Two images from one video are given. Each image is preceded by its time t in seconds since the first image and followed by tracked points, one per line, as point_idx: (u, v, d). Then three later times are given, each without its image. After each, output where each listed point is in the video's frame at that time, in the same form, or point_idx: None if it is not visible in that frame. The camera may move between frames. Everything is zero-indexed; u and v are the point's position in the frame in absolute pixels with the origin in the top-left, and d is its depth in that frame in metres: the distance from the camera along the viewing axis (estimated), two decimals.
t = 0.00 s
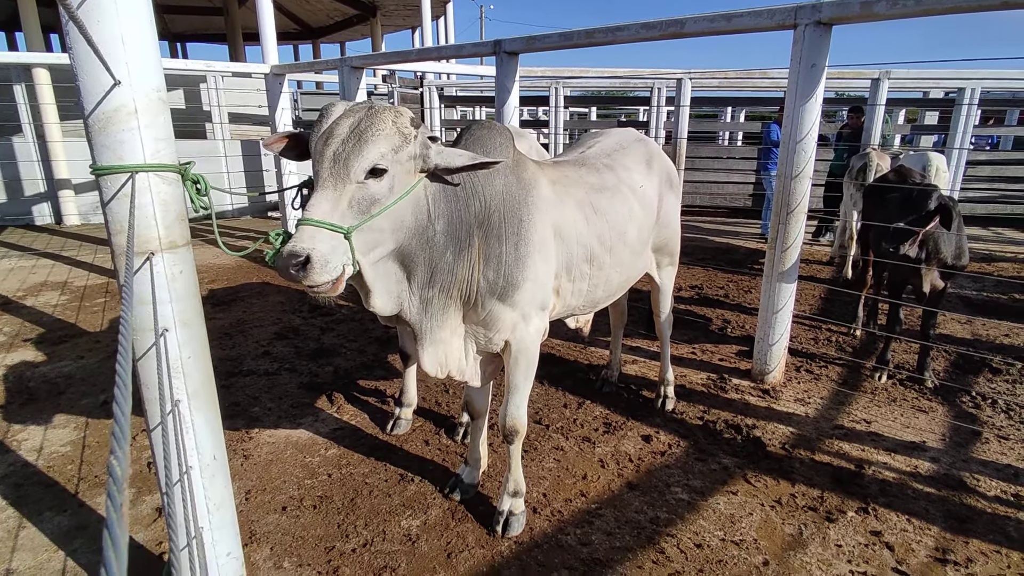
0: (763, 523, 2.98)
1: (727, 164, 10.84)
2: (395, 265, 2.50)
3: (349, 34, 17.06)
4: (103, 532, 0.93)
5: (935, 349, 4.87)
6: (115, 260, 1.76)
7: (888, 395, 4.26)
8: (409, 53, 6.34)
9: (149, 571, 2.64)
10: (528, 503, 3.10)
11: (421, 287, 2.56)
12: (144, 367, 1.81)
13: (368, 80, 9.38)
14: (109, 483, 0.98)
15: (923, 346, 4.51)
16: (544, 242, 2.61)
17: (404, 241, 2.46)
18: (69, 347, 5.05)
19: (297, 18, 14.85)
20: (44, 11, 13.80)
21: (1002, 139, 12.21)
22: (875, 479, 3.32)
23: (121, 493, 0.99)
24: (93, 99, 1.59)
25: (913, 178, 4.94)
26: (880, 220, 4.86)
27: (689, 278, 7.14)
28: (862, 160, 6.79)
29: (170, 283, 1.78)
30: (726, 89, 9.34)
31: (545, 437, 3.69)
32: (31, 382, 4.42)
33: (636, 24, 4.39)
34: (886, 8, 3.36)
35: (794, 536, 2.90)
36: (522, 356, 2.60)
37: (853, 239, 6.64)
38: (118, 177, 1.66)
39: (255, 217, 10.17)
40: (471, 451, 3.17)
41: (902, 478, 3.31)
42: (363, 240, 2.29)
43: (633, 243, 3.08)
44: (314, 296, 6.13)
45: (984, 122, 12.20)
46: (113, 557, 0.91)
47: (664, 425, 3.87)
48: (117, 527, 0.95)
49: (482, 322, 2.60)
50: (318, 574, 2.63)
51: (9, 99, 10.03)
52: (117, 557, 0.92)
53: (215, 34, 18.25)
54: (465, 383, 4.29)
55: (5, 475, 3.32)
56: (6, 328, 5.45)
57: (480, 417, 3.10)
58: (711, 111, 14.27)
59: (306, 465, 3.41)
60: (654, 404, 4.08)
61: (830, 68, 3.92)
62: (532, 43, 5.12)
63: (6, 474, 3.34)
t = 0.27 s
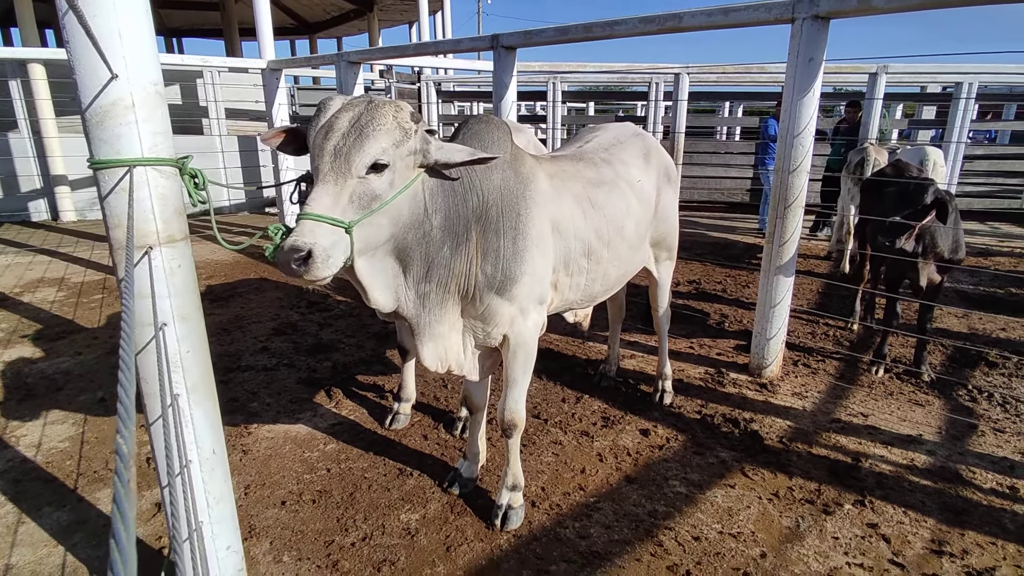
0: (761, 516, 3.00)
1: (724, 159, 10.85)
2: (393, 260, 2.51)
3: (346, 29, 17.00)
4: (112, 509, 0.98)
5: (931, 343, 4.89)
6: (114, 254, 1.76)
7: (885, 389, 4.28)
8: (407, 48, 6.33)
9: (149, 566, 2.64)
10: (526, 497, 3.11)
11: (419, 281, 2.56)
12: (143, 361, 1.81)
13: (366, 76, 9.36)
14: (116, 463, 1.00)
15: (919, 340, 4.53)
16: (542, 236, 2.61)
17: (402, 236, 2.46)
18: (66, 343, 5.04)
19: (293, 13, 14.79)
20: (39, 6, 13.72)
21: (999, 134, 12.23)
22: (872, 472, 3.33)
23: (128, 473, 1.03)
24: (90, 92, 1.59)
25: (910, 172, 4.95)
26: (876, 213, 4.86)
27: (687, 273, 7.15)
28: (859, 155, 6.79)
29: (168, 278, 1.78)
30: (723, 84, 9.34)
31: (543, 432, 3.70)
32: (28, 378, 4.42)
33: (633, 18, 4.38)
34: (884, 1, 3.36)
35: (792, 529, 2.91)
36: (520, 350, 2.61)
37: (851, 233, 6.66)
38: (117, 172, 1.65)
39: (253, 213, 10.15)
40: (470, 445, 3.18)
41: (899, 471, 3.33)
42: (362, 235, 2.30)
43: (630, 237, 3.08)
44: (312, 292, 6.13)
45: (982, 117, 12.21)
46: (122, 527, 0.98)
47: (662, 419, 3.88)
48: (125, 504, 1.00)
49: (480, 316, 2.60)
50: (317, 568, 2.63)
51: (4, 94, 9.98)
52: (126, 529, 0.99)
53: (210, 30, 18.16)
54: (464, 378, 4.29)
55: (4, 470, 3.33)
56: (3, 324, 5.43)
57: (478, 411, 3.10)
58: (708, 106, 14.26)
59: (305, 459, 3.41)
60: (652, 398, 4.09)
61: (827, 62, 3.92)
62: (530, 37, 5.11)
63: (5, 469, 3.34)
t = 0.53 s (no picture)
0: (758, 509, 3.01)
1: (723, 155, 10.85)
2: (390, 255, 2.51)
3: (344, 25, 16.95)
4: (121, 481, 0.95)
5: (928, 338, 4.90)
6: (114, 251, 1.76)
7: (882, 384, 4.29)
8: (404, 43, 6.32)
9: (149, 560, 2.65)
10: (525, 491, 3.12)
11: (418, 277, 2.57)
12: (141, 355, 1.81)
13: (363, 71, 9.35)
14: (125, 436, 0.98)
15: (916, 335, 4.55)
16: (540, 231, 2.62)
17: (399, 232, 2.47)
18: (65, 339, 5.04)
19: (291, 8, 14.75)
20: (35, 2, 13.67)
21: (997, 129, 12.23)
22: (868, 466, 3.35)
23: (138, 445, 1.01)
24: (89, 86, 1.59)
25: (908, 167, 4.93)
26: (875, 208, 4.84)
27: (685, 269, 7.17)
28: (857, 150, 6.80)
29: (167, 272, 1.79)
30: (722, 79, 9.34)
31: (542, 427, 3.71)
32: (27, 374, 4.42)
33: (631, 14, 4.39)
34: None
35: (789, 522, 2.93)
36: (517, 344, 2.62)
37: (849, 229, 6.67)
38: (115, 166, 1.65)
39: (251, 209, 10.15)
40: (469, 440, 3.19)
41: (895, 465, 3.35)
42: (362, 231, 2.30)
43: (628, 231, 3.08)
44: (311, 288, 6.13)
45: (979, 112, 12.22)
46: (132, 495, 0.94)
47: (659, 414, 3.89)
48: (134, 475, 0.97)
49: (478, 311, 2.61)
50: (316, 562, 2.64)
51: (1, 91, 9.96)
52: (135, 495, 0.95)
53: (207, 25, 18.11)
54: (462, 373, 4.30)
55: (4, 466, 3.33)
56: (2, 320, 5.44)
57: (477, 406, 3.11)
58: (707, 102, 14.26)
59: (305, 454, 3.42)
60: (650, 393, 4.11)
61: (825, 58, 3.93)
62: (528, 33, 5.11)
63: (4, 465, 3.35)
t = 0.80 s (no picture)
0: (755, 507, 3.02)
1: (722, 154, 10.85)
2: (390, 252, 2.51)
3: (343, 22, 16.91)
4: (121, 460, 0.94)
5: (926, 336, 4.91)
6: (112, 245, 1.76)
7: (880, 382, 4.30)
8: (403, 41, 6.32)
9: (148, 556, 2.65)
10: (523, 488, 3.12)
11: (417, 274, 2.57)
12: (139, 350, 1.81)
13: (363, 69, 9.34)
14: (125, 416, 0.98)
15: (914, 334, 4.56)
16: (539, 228, 2.62)
17: (399, 229, 2.46)
18: (63, 335, 5.03)
19: (290, 6, 14.73)
20: None
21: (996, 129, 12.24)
22: (866, 464, 3.36)
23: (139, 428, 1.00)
24: (87, 81, 1.59)
25: (907, 166, 4.92)
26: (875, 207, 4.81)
27: (683, 267, 7.17)
28: (856, 149, 6.80)
29: (166, 267, 1.79)
30: (721, 78, 9.33)
31: (540, 424, 3.72)
32: (25, 370, 4.42)
33: (631, 12, 4.39)
34: None
35: (786, 519, 2.94)
36: (517, 341, 2.62)
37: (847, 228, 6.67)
38: (114, 160, 1.65)
39: (249, 207, 10.13)
40: (467, 436, 3.19)
41: (893, 463, 3.35)
42: (362, 226, 2.30)
43: (627, 229, 3.09)
44: (309, 285, 6.13)
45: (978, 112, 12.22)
46: (132, 474, 0.93)
47: (658, 411, 3.89)
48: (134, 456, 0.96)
49: (477, 308, 2.61)
50: (314, 558, 2.65)
51: None
52: (134, 474, 0.94)
53: (206, 22, 18.07)
54: (460, 370, 4.30)
55: (2, 462, 3.33)
56: None
57: (476, 403, 3.11)
58: (706, 101, 14.26)
59: (303, 451, 3.42)
60: (649, 391, 4.11)
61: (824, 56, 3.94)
62: (527, 30, 5.11)
63: (2, 461, 3.35)
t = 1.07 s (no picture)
0: (754, 509, 3.02)
1: (722, 156, 10.85)
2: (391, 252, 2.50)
3: (344, 20, 16.91)
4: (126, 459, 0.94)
5: (925, 340, 4.92)
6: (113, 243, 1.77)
7: (878, 385, 4.30)
8: (404, 40, 6.31)
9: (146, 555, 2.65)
10: (521, 488, 3.12)
11: (417, 274, 2.56)
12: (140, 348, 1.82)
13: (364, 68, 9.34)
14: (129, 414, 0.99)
15: (913, 337, 4.56)
16: (539, 228, 2.62)
17: (399, 229, 2.46)
18: (62, 332, 5.03)
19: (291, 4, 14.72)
20: None
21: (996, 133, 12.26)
22: (864, 466, 3.36)
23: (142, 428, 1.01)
24: (89, 78, 1.59)
25: (907, 169, 4.91)
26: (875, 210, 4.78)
27: (683, 268, 7.17)
28: (857, 152, 6.81)
29: (166, 265, 1.78)
30: (722, 80, 9.34)
31: (539, 424, 3.72)
32: (24, 367, 4.41)
33: (633, 13, 4.40)
34: None
35: (784, 522, 2.94)
36: (516, 341, 2.63)
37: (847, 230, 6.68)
38: (115, 158, 1.65)
39: (249, 205, 10.13)
40: (466, 436, 3.19)
41: (891, 466, 3.36)
42: (362, 226, 2.30)
43: (627, 229, 3.09)
44: (309, 284, 6.13)
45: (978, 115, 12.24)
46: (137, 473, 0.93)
47: (656, 412, 3.89)
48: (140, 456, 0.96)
49: (477, 308, 2.61)
50: (313, 557, 2.65)
51: None
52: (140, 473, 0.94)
53: (207, 20, 18.07)
54: (459, 370, 4.30)
55: None
56: None
57: (476, 403, 3.10)
58: (707, 103, 14.27)
59: (301, 450, 3.42)
60: (648, 392, 4.11)
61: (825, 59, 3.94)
62: (529, 31, 5.12)
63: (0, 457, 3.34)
